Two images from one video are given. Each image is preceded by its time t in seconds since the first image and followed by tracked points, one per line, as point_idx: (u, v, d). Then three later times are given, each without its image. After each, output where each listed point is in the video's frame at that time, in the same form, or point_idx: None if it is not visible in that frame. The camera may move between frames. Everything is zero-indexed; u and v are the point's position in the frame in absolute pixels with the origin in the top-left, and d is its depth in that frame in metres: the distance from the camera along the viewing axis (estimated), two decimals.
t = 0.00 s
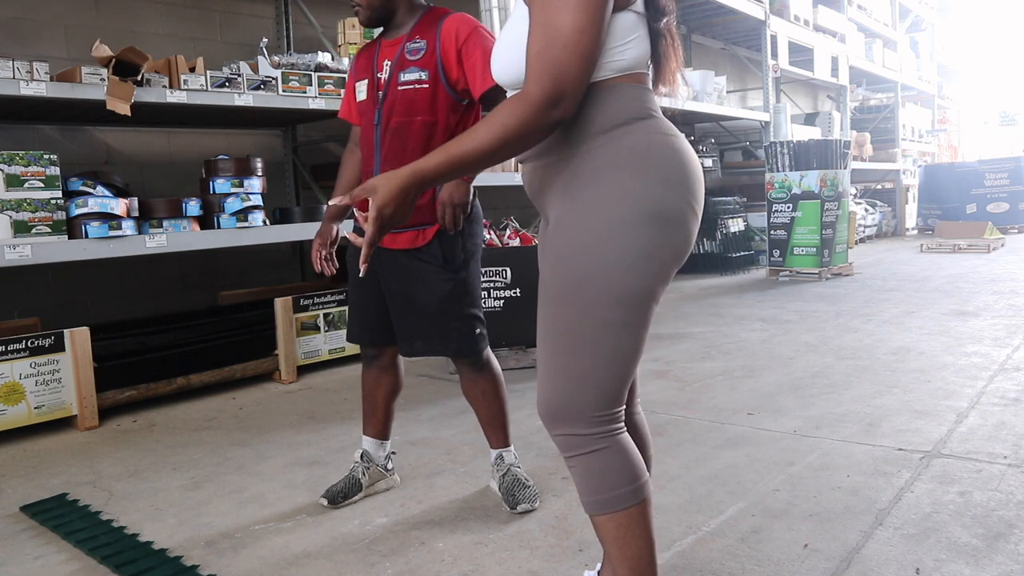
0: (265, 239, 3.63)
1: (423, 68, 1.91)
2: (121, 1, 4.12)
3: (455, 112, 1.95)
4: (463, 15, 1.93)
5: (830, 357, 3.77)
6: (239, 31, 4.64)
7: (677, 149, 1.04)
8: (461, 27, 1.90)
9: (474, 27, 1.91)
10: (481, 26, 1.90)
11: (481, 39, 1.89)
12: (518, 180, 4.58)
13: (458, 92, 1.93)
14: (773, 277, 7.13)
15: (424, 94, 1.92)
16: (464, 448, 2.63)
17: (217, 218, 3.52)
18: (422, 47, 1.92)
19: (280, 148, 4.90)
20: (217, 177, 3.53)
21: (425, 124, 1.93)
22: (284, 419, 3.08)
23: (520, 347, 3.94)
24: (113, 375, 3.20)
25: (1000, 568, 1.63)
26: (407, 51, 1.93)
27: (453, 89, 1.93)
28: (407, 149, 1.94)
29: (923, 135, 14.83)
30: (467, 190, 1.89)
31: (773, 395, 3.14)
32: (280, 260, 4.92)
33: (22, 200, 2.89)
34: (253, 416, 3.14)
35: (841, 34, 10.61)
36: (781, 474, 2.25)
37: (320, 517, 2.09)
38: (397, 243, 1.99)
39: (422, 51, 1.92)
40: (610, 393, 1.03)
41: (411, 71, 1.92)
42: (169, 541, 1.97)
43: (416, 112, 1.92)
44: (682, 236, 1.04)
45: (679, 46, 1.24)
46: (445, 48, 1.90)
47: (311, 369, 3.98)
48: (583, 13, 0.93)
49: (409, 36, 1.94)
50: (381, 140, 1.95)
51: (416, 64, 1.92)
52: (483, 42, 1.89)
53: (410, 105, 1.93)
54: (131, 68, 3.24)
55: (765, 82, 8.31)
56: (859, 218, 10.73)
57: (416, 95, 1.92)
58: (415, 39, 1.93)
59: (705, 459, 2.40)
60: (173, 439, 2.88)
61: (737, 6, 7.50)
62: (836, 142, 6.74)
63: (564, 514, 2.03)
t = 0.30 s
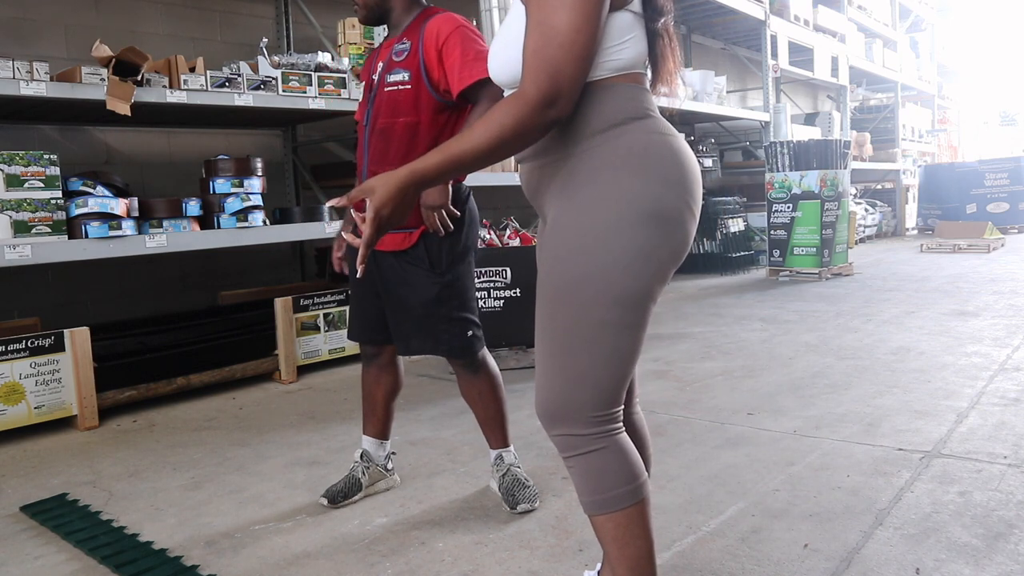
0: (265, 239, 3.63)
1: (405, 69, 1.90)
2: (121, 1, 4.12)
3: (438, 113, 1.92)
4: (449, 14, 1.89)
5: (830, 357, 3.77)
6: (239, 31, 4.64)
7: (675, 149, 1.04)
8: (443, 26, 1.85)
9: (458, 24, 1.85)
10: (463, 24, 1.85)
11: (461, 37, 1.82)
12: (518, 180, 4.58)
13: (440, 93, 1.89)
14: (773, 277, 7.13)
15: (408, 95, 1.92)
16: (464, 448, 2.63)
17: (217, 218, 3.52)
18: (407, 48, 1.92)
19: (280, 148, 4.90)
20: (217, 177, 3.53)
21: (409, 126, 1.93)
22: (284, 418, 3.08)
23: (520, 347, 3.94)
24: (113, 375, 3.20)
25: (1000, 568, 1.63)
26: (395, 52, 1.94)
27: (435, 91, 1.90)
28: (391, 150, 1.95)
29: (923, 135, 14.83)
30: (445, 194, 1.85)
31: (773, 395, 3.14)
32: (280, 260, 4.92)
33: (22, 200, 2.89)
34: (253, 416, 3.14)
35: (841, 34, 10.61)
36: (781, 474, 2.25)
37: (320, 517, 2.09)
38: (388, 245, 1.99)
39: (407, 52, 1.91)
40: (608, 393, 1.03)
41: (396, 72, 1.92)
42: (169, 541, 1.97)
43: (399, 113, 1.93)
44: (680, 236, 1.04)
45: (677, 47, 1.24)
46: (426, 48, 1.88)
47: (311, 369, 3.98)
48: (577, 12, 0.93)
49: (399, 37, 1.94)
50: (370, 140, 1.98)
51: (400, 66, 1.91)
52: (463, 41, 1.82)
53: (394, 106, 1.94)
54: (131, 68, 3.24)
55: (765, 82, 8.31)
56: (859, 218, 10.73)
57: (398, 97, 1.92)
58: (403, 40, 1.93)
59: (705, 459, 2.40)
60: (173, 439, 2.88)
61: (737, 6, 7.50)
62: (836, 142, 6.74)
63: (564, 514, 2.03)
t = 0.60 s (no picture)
0: (265, 239, 3.63)
1: (401, 70, 1.90)
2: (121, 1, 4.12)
3: (435, 115, 1.92)
4: (446, 16, 1.88)
5: (830, 357, 3.77)
6: (239, 32, 4.64)
7: (671, 149, 1.04)
8: (439, 28, 1.85)
9: (455, 26, 1.85)
10: (460, 26, 1.84)
11: (458, 38, 1.82)
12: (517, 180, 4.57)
13: (435, 96, 1.89)
14: (773, 277, 7.13)
15: (404, 96, 1.92)
16: (464, 448, 2.63)
17: (217, 218, 3.52)
18: (404, 49, 1.92)
19: (280, 148, 4.90)
20: (217, 177, 3.53)
21: (405, 127, 1.93)
22: (284, 419, 3.09)
23: (520, 347, 3.94)
24: (113, 375, 3.20)
25: (1000, 568, 1.63)
26: (392, 54, 1.94)
27: (431, 92, 1.89)
28: (387, 150, 1.95)
29: (923, 135, 14.83)
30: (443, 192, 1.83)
31: (773, 395, 3.14)
32: (280, 260, 4.92)
33: (22, 200, 2.89)
34: (253, 416, 3.14)
35: (841, 34, 10.61)
36: (781, 474, 2.25)
37: (320, 517, 2.09)
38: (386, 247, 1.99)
39: (403, 53, 1.91)
40: (606, 393, 1.03)
41: (393, 74, 1.93)
42: (169, 541, 1.97)
43: (396, 114, 1.93)
44: (677, 236, 1.04)
45: (674, 47, 1.24)
46: (422, 49, 1.88)
47: (311, 369, 3.98)
48: (575, 11, 0.93)
49: (398, 38, 1.95)
50: (367, 141, 1.99)
51: (397, 67, 1.92)
52: (460, 41, 1.82)
53: (391, 108, 1.94)
54: (131, 68, 3.23)
55: (765, 82, 8.31)
56: (859, 218, 10.73)
57: (395, 98, 1.92)
58: (401, 41, 1.93)
59: (705, 459, 2.40)
60: (173, 439, 2.88)
61: (737, 6, 7.50)
62: (836, 142, 6.74)
63: (564, 514, 2.03)
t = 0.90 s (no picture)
0: (265, 239, 3.63)
1: (405, 70, 1.90)
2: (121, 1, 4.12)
3: (438, 114, 1.92)
4: (450, 16, 1.89)
5: (830, 357, 3.77)
6: (239, 32, 4.64)
7: (670, 148, 1.04)
8: (444, 28, 1.85)
9: (460, 26, 1.86)
10: (464, 27, 1.85)
11: (463, 38, 1.83)
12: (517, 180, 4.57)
13: (440, 96, 1.89)
14: (773, 277, 7.13)
15: (407, 96, 1.92)
16: (464, 448, 2.63)
17: (217, 218, 3.52)
18: (407, 49, 1.91)
19: (280, 149, 4.90)
20: (217, 177, 3.53)
21: (408, 126, 1.93)
22: (284, 418, 3.09)
23: (520, 347, 3.94)
24: (113, 375, 3.20)
25: (1000, 568, 1.63)
26: (395, 53, 1.94)
27: (435, 92, 1.90)
28: (389, 150, 1.95)
29: (923, 135, 14.83)
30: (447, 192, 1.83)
31: (773, 395, 3.14)
32: (280, 260, 4.92)
33: (22, 200, 2.89)
34: (253, 416, 3.14)
35: (841, 34, 10.61)
36: (781, 474, 2.25)
37: (320, 517, 2.09)
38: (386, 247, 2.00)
39: (407, 53, 1.91)
40: (605, 394, 1.03)
41: (396, 74, 1.92)
42: (169, 541, 1.97)
43: (399, 114, 1.93)
44: (675, 236, 1.04)
45: (674, 47, 1.24)
46: (426, 49, 1.88)
47: (311, 369, 3.98)
48: (573, 10, 0.93)
49: (400, 38, 1.94)
50: (369, 141, 1.98)
51: (400, 66, 1.91)
52: (465, 42, 1.83)
53: (394, 107, 1.93)
54: (131, 68, 3.23)
55: (765, 82, 8.31)
56: (859, 218, 10.72)
57: (398, 97, 1.92)
58: (403, 41, 1.93)
59: (705, 459, 2.40)
60: (173, 439, 2.88)
61: (737, 6, 7.50)
62: (836, 142, 6.74)
63: (564, 514, 2.03)
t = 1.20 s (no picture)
0: (265, 239, 3.63)
1: (407, 69, 1.89)
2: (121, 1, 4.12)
3: (439, 114, 1.92)
4: (451, 16, 1.89)
5: (830, 357, 3.77)
6: (239, 32, 4.64)
7: (670, 148, 1.04)
8: (446, 26, 1.86)
9: (461, 25, 1.86)
10: (465, 26, 1.86)
11: (465, 38, 1.84)
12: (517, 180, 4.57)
13: (441, 95, 1.89)
14: (773, 277, 7.13)
15: (409, 95, 1.91)
16: (464, 448, 2.63)
17: (217, 218, 3.52)
18: (409, 48, 1.91)
19: (280, 149, 4.90)
20: (217, 177, 3.53)
21: (409, 126, 1.93)
22: (284, 418, 3.09)
23: (519, 347, 3.94)
24: (113, 375, 3.20)
25: (1000, 568, 1.63)
26: (396, 52, 1.93)
27: (437, 92, 1.90)
28: (391, 149, 1.94)
29: (923, 135, 14.84)
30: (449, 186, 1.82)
31: (773, 395, 3.14)
32: (280, 260, 4.92)
33: (22, 200, 2.89)
34: (253, 416, 3.14)
35: (841, 34, 10.61)
36: (781, 474, 2.25)
37: (320, 517, 2.09)
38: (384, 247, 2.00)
39: (409, 52, 1.91)
40: (604, 394, 1.03)
41: (398, 72, 1.91)
42: (169, 541, 1.97)
43: (400, 113, 1.92)
44: (675, 236, 1.04)
45: (674, 47, 1.24)
46: (428, 48, 1.88)
47: (311, 369, 3.98)
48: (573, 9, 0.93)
49: (401, 37, 1.94)
50: (370, 141, 1.98)
51: (402, 65, 1.91)
52: (467, 42, 1.83)
53: (395, 106, 1.93)
54: (131, 68, 3.23)
55: (765, 82, 8.30)
56: (859, 218, 10.72)
57: (399, 97, 1.92)
58: (404, 40, 1.93)
59: (705, 459, 2.40)
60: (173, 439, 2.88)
61: (737, 6, 7.50)
62: (836, 142, 6.74)
63: (564, 514, 2.03)
